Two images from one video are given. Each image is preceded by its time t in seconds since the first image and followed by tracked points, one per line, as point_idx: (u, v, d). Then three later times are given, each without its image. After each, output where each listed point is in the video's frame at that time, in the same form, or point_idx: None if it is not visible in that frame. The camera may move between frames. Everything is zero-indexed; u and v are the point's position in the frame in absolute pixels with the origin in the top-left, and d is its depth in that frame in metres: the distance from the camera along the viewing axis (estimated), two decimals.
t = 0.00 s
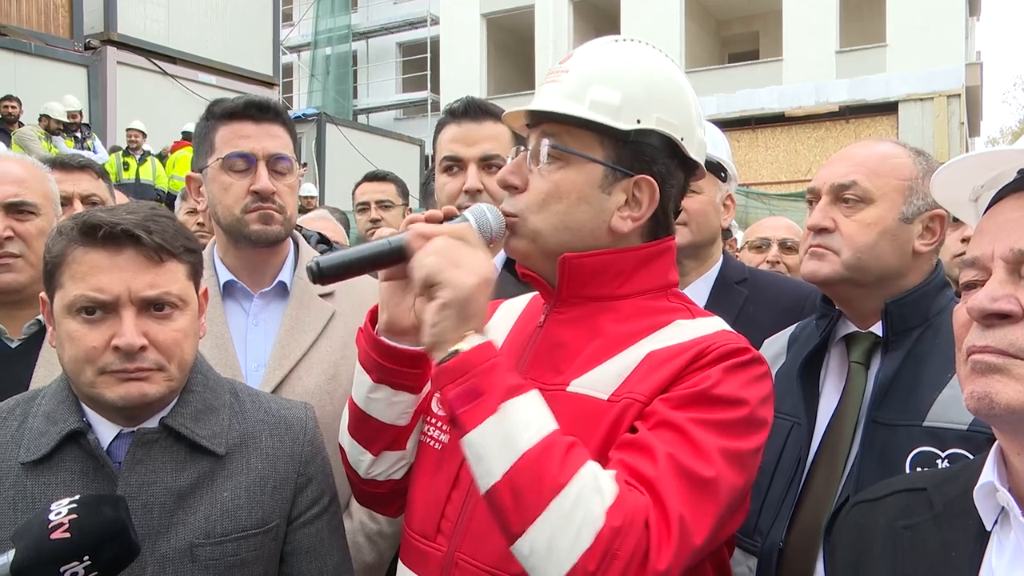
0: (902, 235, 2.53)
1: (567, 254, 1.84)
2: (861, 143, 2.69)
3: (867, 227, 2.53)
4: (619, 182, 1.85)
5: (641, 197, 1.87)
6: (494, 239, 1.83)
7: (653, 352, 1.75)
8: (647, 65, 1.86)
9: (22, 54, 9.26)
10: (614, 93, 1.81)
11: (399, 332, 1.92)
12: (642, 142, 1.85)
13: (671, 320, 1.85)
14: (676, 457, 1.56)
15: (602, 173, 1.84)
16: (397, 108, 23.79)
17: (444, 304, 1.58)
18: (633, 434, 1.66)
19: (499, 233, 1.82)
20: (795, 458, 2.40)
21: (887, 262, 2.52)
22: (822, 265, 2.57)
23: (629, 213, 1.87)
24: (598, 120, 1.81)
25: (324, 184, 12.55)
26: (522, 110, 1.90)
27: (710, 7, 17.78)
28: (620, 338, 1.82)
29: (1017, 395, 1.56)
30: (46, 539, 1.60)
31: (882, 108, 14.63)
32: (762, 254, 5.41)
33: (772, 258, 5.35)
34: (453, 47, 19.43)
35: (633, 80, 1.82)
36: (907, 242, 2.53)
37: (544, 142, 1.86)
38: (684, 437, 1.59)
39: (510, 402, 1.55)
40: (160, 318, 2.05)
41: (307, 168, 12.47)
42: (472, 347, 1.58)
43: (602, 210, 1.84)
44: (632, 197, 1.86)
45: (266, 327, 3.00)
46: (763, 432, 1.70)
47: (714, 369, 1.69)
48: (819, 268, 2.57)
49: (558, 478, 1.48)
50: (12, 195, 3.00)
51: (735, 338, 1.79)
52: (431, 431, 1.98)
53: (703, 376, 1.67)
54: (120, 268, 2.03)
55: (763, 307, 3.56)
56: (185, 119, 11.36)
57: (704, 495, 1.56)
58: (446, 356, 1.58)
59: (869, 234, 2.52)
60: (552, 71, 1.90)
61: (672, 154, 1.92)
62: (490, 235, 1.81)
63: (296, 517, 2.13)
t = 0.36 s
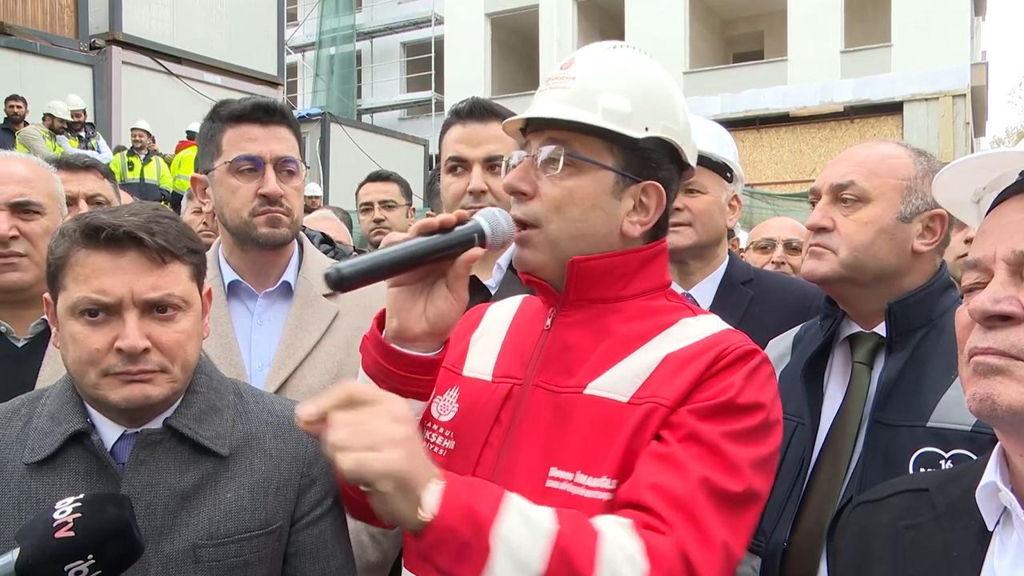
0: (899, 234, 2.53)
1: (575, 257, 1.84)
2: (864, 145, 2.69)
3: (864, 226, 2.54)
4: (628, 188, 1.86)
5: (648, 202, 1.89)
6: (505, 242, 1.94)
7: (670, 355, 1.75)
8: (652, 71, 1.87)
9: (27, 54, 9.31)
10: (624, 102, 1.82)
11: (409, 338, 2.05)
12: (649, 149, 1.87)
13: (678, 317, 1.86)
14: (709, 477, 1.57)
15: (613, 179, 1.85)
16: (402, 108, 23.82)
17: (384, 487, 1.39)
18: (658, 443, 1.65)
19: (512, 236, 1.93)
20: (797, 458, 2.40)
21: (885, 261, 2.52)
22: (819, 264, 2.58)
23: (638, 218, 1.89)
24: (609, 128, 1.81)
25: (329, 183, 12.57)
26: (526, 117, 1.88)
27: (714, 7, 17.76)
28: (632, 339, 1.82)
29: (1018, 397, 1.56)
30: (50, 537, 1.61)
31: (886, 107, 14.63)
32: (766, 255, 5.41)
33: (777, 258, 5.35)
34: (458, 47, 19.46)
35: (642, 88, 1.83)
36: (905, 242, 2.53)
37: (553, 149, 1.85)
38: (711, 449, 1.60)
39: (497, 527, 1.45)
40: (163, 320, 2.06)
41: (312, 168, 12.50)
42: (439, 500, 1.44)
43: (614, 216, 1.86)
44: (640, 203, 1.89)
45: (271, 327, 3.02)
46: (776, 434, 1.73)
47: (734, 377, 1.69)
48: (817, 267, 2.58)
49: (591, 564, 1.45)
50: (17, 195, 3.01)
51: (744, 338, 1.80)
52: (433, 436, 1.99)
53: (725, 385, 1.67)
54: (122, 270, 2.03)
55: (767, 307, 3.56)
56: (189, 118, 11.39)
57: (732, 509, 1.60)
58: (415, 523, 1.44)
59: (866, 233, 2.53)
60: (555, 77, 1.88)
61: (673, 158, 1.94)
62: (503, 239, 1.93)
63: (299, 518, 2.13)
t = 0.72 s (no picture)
0: (903, 233, 2.52)
1: (564, 256, 1.86)
2: (870, 143, 2.68)
3: (869, 225, 2.53)
4: (613, 186, 1.86)
5: (631, 200, 1.90)
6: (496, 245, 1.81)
7: (664, 343, 1.80)
8: (630, 69, 1.87)
9: (32, 54, 9.34)
10: (608, 100, 1.82)
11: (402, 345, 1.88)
12: (633, 147, 1.87)
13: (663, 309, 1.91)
14: (718, 441, 1.62)
15: (598, 177, 1.84)
16: (406, 108, 23.83)
17: (487, 313, 1.46)
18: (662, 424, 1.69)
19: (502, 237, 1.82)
20: (802, 457, 2.39)
21: (889, 260, 2.51)
22: (824, 263, 2.58)
23: (622, 216, 1.90)
24: (597, 127, 1.81)
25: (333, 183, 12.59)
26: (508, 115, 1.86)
27: (719, 6, 17.73)
28: (623, 334, 1.87)
29: (1020, 395, 1.55)
30: (53, 539, 1.61)
31: (891, 107, 14.59)
32: (771, 254, 5.40)
33: (782, 258, 5.34)
34: (462, 47, 19.45)
35: (624, 86, 1.84)
36: (910, 242, 2.53)
37: (538, 148, 1.83)
38: (711, 419, 1.66)
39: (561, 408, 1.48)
40: (168, 320, 2.06)
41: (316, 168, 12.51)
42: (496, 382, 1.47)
43: (599, 215, 1.86)
44: (623, 201, 1.89)
45: (275, 326, 3.03)
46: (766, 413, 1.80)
47: (726, 356, 1.76)
48: (821, 266, 2.58)
49: (633, 475, 1.48)
50: (24, 195, 3.01)
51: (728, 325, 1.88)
52: (425, 442, 1.98)
53: (719, 363, 1.74)
54: (127, 271, 2.03)
55: (772, 306, 3.55)
56: (194, 118, 11.41)
57: (737, 474, 1.65)
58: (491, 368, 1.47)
59: (870, 232, 2.52)
60: (538, 75, 1.86)
61: (655, 155, 1.95)
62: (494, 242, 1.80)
63: (301, 518, 2.13)
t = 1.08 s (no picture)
0: (907, 231, 2.53)
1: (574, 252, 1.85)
2: (872, 141, 2.67)
3: (872, 224, 2.53)
4: (622, 185, 1.88)
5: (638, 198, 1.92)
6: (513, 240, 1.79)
7: (669, 344, 1.77)
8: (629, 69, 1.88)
9: (32, 53, 9.36)
10: (617, 101, 1.83)
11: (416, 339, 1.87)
12: (639, 146, 1.89)
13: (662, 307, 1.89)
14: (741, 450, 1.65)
15: (609, 177, 1.86)
16: (407, 107, 23.82)
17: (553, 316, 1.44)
18: (676, 425, 1.68)
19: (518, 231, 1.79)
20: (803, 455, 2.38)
21: (893, 258, 2.52)
22: (827, 262, 2.57)
23: (630, 213, 1.93)
24: (608, 127, 1.82)
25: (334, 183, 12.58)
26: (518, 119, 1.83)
27: (720, 5, 17.71)
28: (627, 329, 1.84)
29: (1020, 393, 1.55)
30: (51, 539, 1.60)
31: (893, 106, 14.58)
32: (773, 253, 5.39)
33: (783, 257, 5.34)
34: (463, 46, 19.43)
35: (629, 86, 1.86)
36: (915, 240, 2.53)
37: (554, 151, 1.83)
38: (728, 425, 1.67)
39: (615, 408, 1.52)
40: (170, 318, 2.06)
41: (317, 167, 12.50)
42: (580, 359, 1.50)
43: (611, 214, 1.88)
44: (631, 199, 1.91)
45: (279, 324, 3.03)
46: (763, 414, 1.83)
47: (734, 357, 1.77)
48: (825, 264, 2.57)
49: (677, 483, 1.52)
50: (25, 194, 3.01)
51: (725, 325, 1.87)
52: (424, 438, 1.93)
53: (727, 366, 1.74)
54: (129, 268, 2.03)
55: (774, 304, 3.55)
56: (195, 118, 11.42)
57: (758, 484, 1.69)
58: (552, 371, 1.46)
59: (874, 230, 2.52)
60: (543, 78, 1.84)
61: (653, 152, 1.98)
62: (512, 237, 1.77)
63: (300, 515, 2.13)
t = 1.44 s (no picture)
0: (922, 230, 2.52)
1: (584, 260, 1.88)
2: (870, 139, 2.65)
3: (890, 223, 2.50)
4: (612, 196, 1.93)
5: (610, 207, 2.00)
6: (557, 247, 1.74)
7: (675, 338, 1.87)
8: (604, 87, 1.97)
9: (32, 54, 9.38)
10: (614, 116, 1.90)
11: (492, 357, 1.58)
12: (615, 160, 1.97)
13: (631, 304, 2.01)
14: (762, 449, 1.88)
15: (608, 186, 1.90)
16: (407, 107, 23.85)
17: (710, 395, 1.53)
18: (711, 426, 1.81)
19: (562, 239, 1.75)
20: (802, 453, 2.38)
21: (910, 257, 2.51)
22: (845, 262, 2.52)
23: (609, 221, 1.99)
24: (615, 142, 1.88)
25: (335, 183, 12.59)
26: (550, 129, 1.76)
27: (720, 4, 17.72)
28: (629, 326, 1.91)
29: (1018, 391, 1.55)
30: (51, 540, 1.59)
31: (892, 104, 14.60)
32: (773, 252, 5.39)
33: (783, 255, 5.34)
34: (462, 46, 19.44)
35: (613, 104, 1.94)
36: (928, 240, 2.53)
37: (579, 160, 1.83)
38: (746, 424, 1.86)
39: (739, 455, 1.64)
40: (171, 319, 2.06)
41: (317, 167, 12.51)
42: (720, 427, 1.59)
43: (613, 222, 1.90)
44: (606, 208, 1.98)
45: (279, 324, 3.04)
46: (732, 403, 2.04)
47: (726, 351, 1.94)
48: (843, 265, 2.51)
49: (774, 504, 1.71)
50: (27, 196, 3.02)
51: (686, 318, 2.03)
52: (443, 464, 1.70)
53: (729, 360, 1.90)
54: (129, 270, 2.03)
55: (773, 302, 3.55)
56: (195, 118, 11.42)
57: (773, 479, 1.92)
58: (706, 443, 1.56)
59: (892, 229, 2.49)
60: (562, 86, 1.80)
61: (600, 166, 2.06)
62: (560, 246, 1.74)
63: (299, 516, 2.14)
